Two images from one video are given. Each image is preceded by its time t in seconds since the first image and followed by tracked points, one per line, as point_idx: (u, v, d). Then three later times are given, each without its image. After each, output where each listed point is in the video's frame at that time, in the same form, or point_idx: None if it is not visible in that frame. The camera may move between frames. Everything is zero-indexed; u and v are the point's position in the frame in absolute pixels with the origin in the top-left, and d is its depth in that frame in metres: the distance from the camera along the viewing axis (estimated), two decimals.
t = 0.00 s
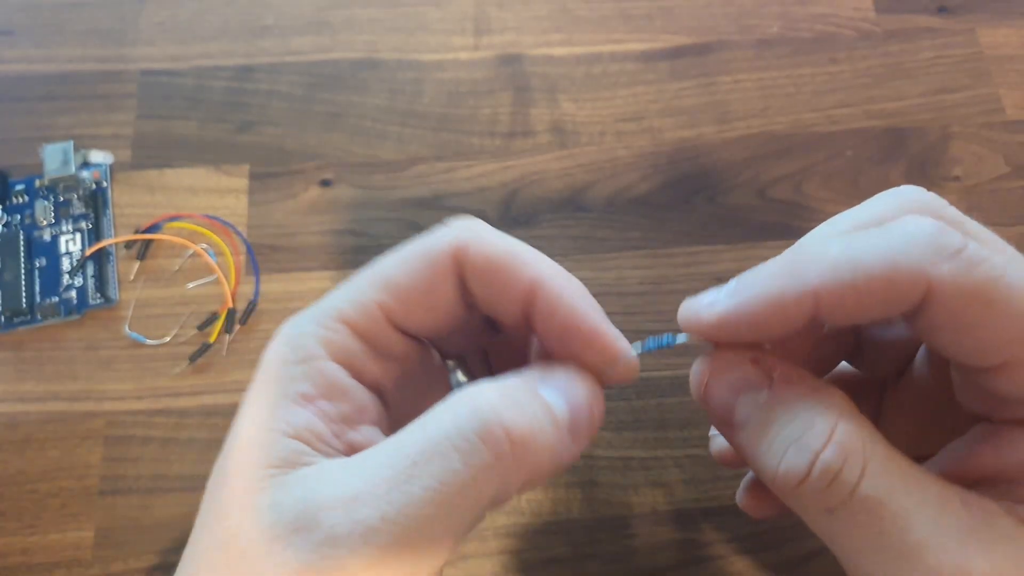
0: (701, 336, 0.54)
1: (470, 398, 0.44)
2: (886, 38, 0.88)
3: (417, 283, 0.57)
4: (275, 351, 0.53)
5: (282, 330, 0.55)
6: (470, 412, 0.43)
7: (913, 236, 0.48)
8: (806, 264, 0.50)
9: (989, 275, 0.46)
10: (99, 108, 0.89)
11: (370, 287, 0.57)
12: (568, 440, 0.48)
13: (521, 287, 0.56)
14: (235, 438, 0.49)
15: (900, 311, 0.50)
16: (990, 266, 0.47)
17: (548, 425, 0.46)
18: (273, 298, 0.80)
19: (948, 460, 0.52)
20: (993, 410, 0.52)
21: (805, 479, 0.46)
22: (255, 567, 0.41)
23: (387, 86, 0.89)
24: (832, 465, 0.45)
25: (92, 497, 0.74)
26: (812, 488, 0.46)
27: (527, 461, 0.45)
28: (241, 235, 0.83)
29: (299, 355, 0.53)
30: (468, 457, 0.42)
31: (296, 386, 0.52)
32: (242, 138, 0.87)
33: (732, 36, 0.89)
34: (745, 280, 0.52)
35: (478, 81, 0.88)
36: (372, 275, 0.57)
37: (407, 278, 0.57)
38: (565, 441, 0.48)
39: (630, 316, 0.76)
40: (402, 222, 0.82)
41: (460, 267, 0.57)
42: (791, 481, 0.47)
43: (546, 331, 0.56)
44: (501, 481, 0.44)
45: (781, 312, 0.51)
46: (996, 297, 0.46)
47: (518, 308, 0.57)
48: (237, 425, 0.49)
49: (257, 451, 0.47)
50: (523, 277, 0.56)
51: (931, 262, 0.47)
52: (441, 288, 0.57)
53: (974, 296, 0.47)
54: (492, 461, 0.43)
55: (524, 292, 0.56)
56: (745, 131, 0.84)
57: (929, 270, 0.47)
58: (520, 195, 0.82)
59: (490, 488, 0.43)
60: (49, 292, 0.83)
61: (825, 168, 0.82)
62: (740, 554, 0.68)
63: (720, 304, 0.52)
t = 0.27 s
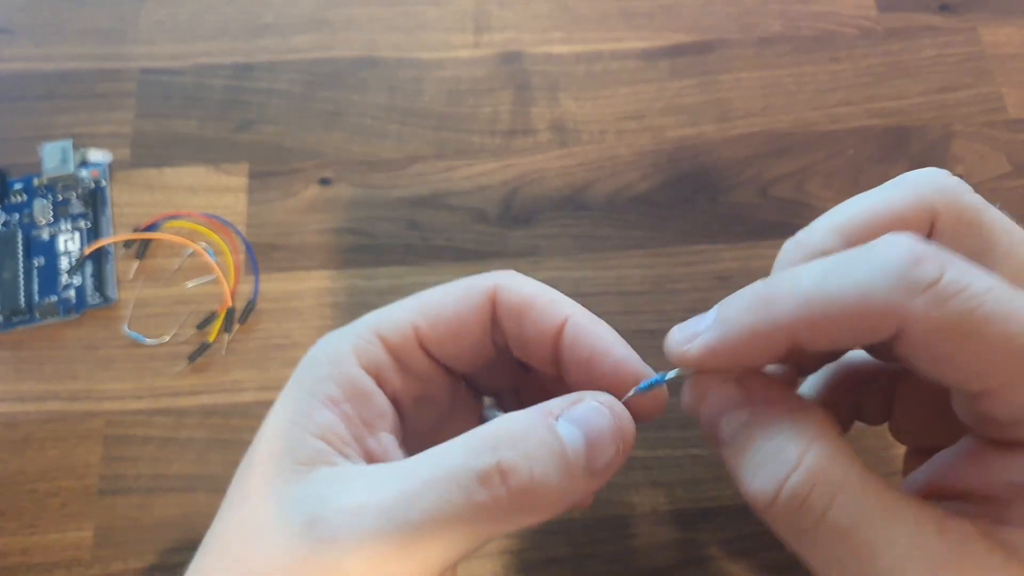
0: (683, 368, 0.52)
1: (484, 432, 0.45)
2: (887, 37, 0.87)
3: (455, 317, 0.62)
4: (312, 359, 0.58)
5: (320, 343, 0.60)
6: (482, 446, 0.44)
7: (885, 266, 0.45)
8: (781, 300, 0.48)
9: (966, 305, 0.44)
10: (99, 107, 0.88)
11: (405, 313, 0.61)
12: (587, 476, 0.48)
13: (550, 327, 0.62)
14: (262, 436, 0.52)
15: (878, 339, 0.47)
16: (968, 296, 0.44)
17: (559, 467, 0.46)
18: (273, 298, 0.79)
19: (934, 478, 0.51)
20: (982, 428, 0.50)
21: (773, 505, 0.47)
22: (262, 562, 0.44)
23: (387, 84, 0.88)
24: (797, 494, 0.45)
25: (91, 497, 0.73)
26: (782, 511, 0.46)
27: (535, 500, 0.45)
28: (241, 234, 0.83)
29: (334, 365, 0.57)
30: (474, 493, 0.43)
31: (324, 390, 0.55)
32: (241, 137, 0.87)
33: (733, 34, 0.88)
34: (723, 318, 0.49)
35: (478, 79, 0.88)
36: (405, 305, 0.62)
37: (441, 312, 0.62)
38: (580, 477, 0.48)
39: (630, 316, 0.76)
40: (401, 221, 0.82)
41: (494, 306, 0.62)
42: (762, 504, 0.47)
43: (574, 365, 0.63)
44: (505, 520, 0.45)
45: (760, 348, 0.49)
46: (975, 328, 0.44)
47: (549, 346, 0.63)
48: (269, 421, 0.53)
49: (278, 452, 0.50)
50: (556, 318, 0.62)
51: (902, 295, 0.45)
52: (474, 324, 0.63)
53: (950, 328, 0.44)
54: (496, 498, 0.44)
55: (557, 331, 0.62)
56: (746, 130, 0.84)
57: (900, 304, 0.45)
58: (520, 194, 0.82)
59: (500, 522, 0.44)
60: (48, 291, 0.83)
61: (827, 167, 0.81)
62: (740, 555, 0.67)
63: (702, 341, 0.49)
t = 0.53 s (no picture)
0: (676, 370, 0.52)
1: (486, 469, 0.48)
2: (887, 37, 0.87)
3: (446, 327, 0.63)
4: (309, 368, 0.61)
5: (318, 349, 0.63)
6: (481, 482, 0.47)
7: (889, 286, 0.46)
8: (777, 305, 0.48)
9: (970, 332, 0.44)
10: (99, 107, 0.88)
11: (402, 322, 0.63)
12: (596, 506, 0.48)
13: (540, 344, 0.61)
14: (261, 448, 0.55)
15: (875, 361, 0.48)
16: (971, 323, 0.44)
17: (556, 503, 0.47)
18: (273, 298, 0.79)
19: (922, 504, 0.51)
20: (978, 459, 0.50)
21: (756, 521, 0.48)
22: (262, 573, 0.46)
23: (387, 84, 0.88)
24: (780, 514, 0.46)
25: (91, 497, 0.73)
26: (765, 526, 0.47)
27: (531, 539, 0.47)
28: (241, 234, 0.83)
29: (330, 380, 0.60)
30: (472, 529, 0.46)
31: (322, 406, 0.58)
32: (241, 137, 0.87)
33: (733, 34, 0.88)
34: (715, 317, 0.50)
35: (478, 79, 0.88)
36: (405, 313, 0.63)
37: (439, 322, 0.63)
38: (586, 506, 0.47)
39: (630, 316, 0.76)
40: (401, 221, 0.82)
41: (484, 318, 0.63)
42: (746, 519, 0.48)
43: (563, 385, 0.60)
44: (499, 556, 0.47)
45: (749, 352, 0.50)
46: (973, 357, 0.44)
47: (540, 367, 0.62)
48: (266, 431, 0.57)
49: (278, 467, 0.54)
50: (546, 338, 0.61)
51: (905, 316, 0.45)
52: (464, 336, 0.63)
53: (950, 355, 0.44)
54: (493, 534, 0.46)
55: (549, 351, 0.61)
56: (746, 130, 0.84)
57: (902, 324, 0.45)
58: (520, 194, 0.82)
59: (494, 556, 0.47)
60: (48, 291, 0.83)
61: (827, 167, 0.81)
62: (740, 554, 0.67)
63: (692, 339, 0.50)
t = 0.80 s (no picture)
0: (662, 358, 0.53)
1: (497, 469, 0.48)
2: (887, 37, 0.87)
3: (440, 330, 0.62)
4: (312, 381, 0.60)
5: (320, 362, 0.62)
6: (493, 481, 0.47)
7: (864, 282, 0.46)
8: (756, 300, 0.49)
9: (942, 322, 0.44)
10: (99, 107, 0.88)
11: (396, 329, 0.62)
12: (606, 498, 0.48)
13: (537, 342, 0.61)
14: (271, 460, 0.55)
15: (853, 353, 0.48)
16: (939, 314, 0.44)
17: (564, 497, 0.47)
18: (273, 298, 0.79)
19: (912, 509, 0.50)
20: (961, 452, 0.49)
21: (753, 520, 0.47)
22: None
23: (387, 84, 0.88)
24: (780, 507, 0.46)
25: (91, 497, 0.73)
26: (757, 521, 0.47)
27: (544, 532, 0.47)
28: (241, 234, 0.83)
29: (332, 390, 0.60)
30: (485, 524, 0.46)
31: (329, 415, 0.58)
32: (241, 137, 0.87)
33: (733, 34, 0.88)
34: (688, 316, 0.51)
35: (478, 79, 0.88)
36: (404, 319, 0.63)
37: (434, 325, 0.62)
38: (596, 498, 0.47)
39: (630, 316, 0.76)
40: (401, 221, 0.82)
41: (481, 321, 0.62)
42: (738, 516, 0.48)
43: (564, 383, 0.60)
44: (516, 549, 0.47)
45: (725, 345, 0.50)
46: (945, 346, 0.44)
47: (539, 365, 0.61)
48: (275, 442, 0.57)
49: (288, 478, 0.54)
50: (543, 338, 0.60)
51: (883, 309, 0.45)
52: (460, 339, 0.63)
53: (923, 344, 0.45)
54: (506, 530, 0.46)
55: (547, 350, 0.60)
56: (746, 130, 0.84)
57: (877, 317, 0.45)
58: (520, 194, 0.82)
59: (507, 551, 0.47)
60: (48, 291, 0.83)
61: (826, 167, 0.81)
62: (740, 555, 0.67)
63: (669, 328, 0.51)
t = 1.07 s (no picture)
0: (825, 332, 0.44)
1: (467, 435, 0.49)
2: (887, 37, 0.87)
3: (389, 310, 0.62)
4: (266, 384, 0.60)
5: (269, 364, 0.62)
6: (468, 448, 0.48)
7: (839, 494, 0.42)
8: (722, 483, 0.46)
9: (918, 564, 0.41)
10: (99, 107, 0.88)
11: (344, 318, 0.63)
12: (581, 442, 0.50)
13: (491, 308, 0.61)
14: (239, 469, 0.54)
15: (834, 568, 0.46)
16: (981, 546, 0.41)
17: (544, 447, 0.49)
18: (273, 298, 0.79)
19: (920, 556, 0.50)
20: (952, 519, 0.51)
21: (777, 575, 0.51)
22: None
23: (387, 84, 0.88)
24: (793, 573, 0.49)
25: (91, 497, 0.73)
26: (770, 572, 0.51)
27: (527, 487, 0.49)
28: (241, 234, 0.83)
29: (293, 387, 0.60)
30: (466, 489, 0.47)
31: (295, 413, 0.58)
32: (241, 136, 0.87)
33: (733, 34, 0.88)
34: (663, 421, 0.48)
35: (478, 79, 0.88)
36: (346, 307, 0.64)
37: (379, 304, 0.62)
38: (573, 443, 0.50)
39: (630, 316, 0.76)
40: (402, 221, 0.82)
41: (432, 296, 0.62)
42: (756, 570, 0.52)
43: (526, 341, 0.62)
44: (502, 511, 0.48)
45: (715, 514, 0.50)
46: None
47: (497, 325, 0.63)
48: (239, 452, 0.55)
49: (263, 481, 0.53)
50: (496, 301, 0.61)
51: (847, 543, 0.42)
52: (410, 315, 0.63)
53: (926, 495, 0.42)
54: (492, 494, 0.48)
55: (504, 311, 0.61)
56: (746, 130, 0.84)
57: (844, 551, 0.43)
58: (520, 194, 0.82)
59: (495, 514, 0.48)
60: (48, 291, 0.83)
61: (826, 167, 0.81)
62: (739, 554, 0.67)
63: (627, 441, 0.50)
